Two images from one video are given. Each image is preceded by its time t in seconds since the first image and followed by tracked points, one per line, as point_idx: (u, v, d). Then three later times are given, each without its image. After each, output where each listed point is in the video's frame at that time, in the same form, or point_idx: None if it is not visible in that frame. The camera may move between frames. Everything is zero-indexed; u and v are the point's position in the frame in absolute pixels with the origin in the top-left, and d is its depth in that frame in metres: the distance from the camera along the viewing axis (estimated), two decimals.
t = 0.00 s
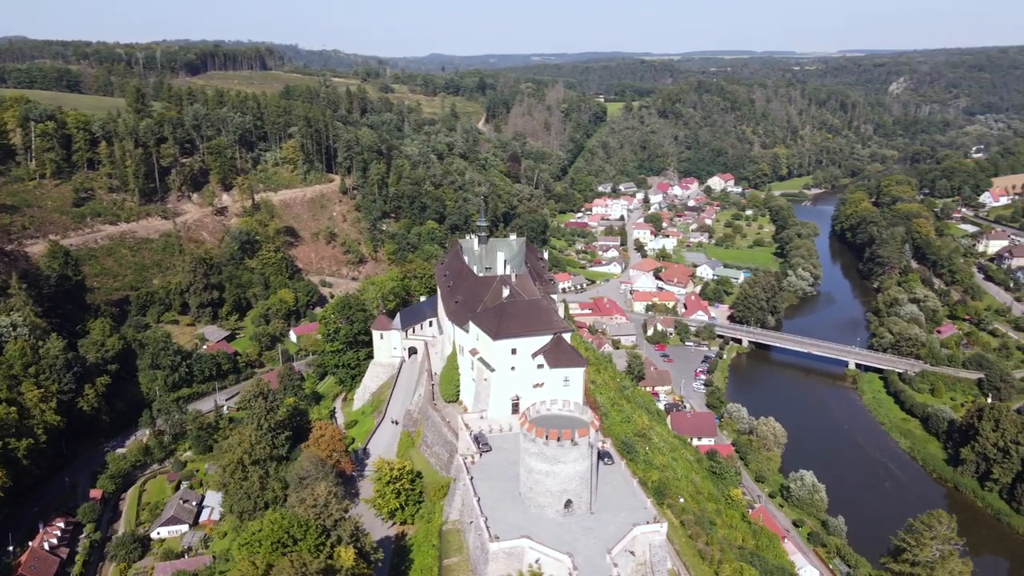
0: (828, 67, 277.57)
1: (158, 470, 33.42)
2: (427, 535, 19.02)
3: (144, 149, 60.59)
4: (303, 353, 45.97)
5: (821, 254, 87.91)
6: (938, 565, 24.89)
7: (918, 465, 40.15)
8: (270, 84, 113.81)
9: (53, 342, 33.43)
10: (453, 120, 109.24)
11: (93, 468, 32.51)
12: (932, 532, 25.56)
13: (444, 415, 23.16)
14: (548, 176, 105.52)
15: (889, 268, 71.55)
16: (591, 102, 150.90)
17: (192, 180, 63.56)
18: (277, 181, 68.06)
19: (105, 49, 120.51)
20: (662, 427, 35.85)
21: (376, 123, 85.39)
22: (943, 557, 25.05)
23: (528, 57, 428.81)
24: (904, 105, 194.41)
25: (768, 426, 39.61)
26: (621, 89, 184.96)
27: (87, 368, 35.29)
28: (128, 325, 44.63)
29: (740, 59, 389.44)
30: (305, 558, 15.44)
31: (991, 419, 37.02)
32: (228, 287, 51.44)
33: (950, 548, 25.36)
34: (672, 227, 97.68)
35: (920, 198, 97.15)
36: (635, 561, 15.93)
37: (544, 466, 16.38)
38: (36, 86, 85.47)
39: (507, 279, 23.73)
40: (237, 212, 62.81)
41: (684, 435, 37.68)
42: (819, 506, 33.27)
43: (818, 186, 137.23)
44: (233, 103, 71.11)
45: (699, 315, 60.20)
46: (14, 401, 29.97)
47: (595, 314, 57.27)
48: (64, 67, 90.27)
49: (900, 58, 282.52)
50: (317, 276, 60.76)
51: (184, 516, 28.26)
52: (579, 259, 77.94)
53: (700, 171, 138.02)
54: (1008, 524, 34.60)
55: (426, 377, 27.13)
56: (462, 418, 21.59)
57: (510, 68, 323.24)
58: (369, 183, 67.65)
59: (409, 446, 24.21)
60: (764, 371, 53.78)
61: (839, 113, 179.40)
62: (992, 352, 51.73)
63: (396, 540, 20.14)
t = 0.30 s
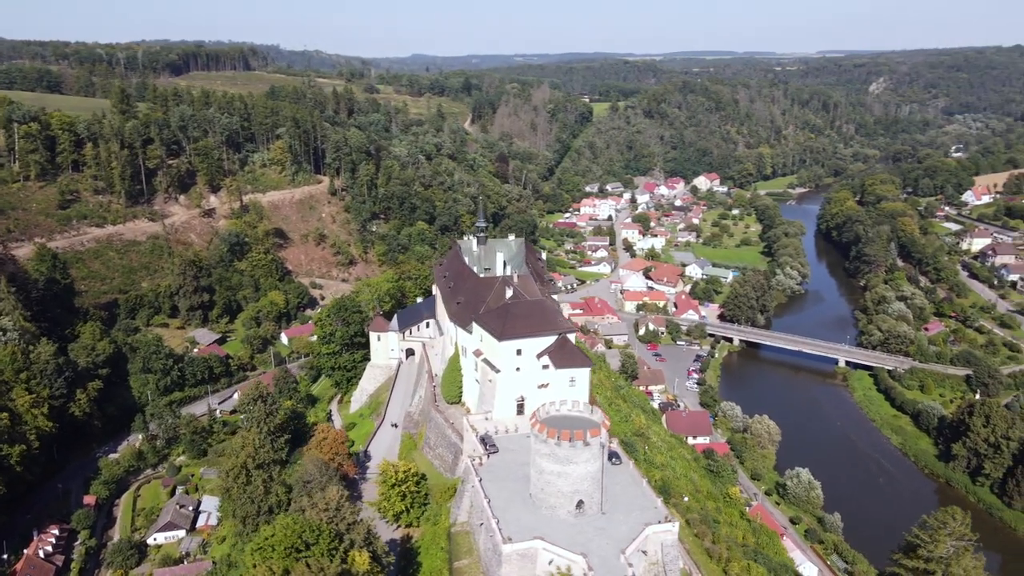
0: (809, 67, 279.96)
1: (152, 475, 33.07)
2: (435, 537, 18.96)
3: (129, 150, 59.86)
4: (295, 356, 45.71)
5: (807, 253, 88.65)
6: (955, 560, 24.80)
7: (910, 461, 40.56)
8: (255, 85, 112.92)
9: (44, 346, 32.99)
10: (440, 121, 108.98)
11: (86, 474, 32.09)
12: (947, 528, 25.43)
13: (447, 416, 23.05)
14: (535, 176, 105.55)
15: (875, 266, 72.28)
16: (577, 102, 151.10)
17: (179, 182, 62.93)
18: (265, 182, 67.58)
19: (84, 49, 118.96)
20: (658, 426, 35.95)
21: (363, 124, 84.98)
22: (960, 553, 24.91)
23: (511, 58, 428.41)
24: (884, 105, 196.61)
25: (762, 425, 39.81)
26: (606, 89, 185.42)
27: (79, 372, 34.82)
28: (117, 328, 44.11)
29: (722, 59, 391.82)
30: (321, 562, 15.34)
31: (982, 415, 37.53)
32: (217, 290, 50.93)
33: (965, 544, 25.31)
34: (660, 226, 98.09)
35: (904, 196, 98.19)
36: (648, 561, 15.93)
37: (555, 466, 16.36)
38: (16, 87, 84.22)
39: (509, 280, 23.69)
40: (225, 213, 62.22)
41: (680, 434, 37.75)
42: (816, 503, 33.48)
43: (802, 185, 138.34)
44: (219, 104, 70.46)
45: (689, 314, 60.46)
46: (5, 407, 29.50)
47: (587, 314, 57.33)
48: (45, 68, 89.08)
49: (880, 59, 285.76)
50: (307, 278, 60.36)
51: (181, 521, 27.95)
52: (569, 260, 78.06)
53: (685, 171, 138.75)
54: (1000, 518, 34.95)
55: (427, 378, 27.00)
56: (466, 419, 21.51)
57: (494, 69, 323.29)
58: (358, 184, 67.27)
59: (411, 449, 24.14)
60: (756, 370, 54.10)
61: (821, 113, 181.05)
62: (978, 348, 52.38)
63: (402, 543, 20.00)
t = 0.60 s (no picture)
0: (790, 67, 282.40)
1: (145, 480, 32.72)
2: (442, 539, 18.93)
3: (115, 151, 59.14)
4: (288, 358, 45.45)
5: (794, 252, 89.39)
6: (969, 556, 24.69)
7: (901, 456, 40.97)
8: (239, 85, 112.01)
9: (35, 351, 32.53)
10: (427, 122, 108.71)
11: (79, 480, 31.64)
12: (961, 524, 25.12)
13: (451, 417, 22.96)
14: (522, 177, 105.61)
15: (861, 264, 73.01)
16: (563, 103, 151.38)
17: (165, 183, 62.27)
18: (253, 184, 67.03)
19: (63, 49, 117.33)
20: (655, 424, 36.06)
21: (350, 124, 84.50)
22: (974, 549, 24.87)
23: (494, 58, 428.22)
24: (865, 105, 198.79)
25: (756, 422, 39.98)
26: (591, 90, 185.90)
27: (70, 377, 34.34)
28: (106, 332, 43.54)
29: (704, 59, 393.94)
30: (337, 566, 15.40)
31: (972, 410, 38.04)
32: (207, 292, 50.40)
33: (978, 540, 25.17)
34: (647, 226, 98.49)
35: (888, 195, 99.31)
36: (660, 560, 15.97)
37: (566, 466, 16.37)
38: None
39: (511, 281, 23.63)
40: (212, 215, 61.61)
41: (676, 433, 37.85)
42: (812, 500, 33.65)
43: (786, 184, 139.48)
44: (205, 105, 69.81)
45: (680, 313, 60.77)
46: None
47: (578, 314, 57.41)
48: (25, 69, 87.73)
49: (859, 60, 288.94)
50: (296, 280, 59.97)
51: (178, 527, 27.67)
52: (558, 260, 78.16)
53: (671, 171, 139.48)
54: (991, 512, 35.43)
55: (427, 379, 26.86)
56: (471, 420, 21.42)
57: (477, 70, 322.97)
58: (347, 185, 66.94)
59: (413, 451, 24.03)
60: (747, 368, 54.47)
61: (804, 112, 182.69)
62: (965, 344, 53.10)
63: (408, 545, 19.86)
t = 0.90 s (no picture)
0: (771, 68, 284.88)
1: (138, 486, 32.34)
2: (449, 542, 18.92)
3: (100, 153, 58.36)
4: (280, 361, 45.16)
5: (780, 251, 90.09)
6: (983, 552, 23.38)
7: (893, 453, 41.35)
8: (222, 86, 111.09)
9: (25, 356, 32.04)
10: (413, 122, 108.35)
11: (71, 487, 31.22)
12: (974, 519, 23.81)
13: (454, 420, 22.89)
14: (510, 177, 105.57)
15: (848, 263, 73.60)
16: (548, 103, 151.58)
17: (151, 186, 61.58)
18: (240, 185, 66.43)
19: (42, 50, 115.65)
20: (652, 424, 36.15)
21: (337, 125, 84.04)
22: (987, 544, 23.52)
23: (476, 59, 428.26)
24: (846, 105, 200.86)
25: (750, 421, 40.10)
26: (575, 91, 186.33)
27: (61, 383, 33.88)
28: (94, 336, 42.96)
29: (686, 60, 395.79)
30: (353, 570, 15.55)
31: (963, 406, 38.45)
32: (197, 295, 49.86)
33: (991, 536, 23.79)
34: (635, 226, 98.83)
35: (872, 194, 100.33)
36: (672, 560, 15.96)
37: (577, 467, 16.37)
38: None
39: (513, 282, 23.60)
40: (199, 217, 60.96)
41: (671, 432, 37.91)
42: (808, 497, 33.87)
43: (771, 184, 140.53)
44: (191, 106, 69.11)
45: (671, 313, 61.03)
46: None
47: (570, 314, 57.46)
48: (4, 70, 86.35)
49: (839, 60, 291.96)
50: (286, 282, 59.55)
51: (175, 532, 27.37)
52: (547, 260, 78.20)
53: (656, 171, 140.10)
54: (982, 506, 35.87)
55: (428, 382, 26.72)
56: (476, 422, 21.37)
57: (461, 71, 322.50)
58: (336, 186, 66.57)
59: (416, 453, 23.93)
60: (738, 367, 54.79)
61: (786, 113, 184.23)
62: (952, 341, 53.74)
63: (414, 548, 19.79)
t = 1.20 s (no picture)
0: (752, 69, 287.39)
1: (132, 492, 31.92)
2: (456, 544, 18.84)
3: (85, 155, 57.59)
4: (271, 363, 44.94)
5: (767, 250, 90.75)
6: (997, 547, 23.11)
7: (885, 450, 41.76)
8: (206, 87, 110.10)
9: (16, 362, 31.55)
10: (399, 123, 108.01)
11: (64, 494, 30.78)
12: (987, 516, 23.67)
13: (458, 421, 22.82)
14: (498, 178, 105.53)
15: (834, 261, 74.34)
16: (533, 104, 151.68)
17: (137, 188, 60.89)
18: (227, 187, 65.85)
19: (21, 51, 113.96)
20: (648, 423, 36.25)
21: (324, 126, 83.57)
22: (1000, 539, 23.29)
23: (458, 61, 428.69)
24: (827, 105, 202.82)
25: (745, 419, 40.34)
26: (560, 91, 186.70)
27: (52, 388, 33.41)
28: (83, 340, 42.38)
29: (668, 60, 397.97)
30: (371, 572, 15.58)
31: (954, 403, 38.98)
32: (186, 298, 49.33)
33: (1004, 532, 23.55)
34: (623, 226, 99.16)
35: (856, 193, 101.34)
36: (685, 559, 15.93)
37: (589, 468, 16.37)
38: None
39: (515, 283, 23.57)
40: (187, 219, 60.33)
41: (667, 431, 37.91)
42: (803, 495, 34.12)
43: (755, 183, 141.53)
44: (177, 107, 68.38)
45: (661, 313, 61.31)
46: None
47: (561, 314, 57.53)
48: None
49: (820, 60, 294.79)
50: (276, 284, 59.10)
51: (173, 539, 27.01)
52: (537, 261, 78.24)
53: (642, 171, 140.71)
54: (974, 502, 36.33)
55: (429, 384, 26.60)
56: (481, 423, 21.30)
57: (445, 72, 321.97)
58: (325, 188, 66.19)
59: (418, 455, 23.82)
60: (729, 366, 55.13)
61: (769, 113, 185.73)
62: (940, 339, 54.37)
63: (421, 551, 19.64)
